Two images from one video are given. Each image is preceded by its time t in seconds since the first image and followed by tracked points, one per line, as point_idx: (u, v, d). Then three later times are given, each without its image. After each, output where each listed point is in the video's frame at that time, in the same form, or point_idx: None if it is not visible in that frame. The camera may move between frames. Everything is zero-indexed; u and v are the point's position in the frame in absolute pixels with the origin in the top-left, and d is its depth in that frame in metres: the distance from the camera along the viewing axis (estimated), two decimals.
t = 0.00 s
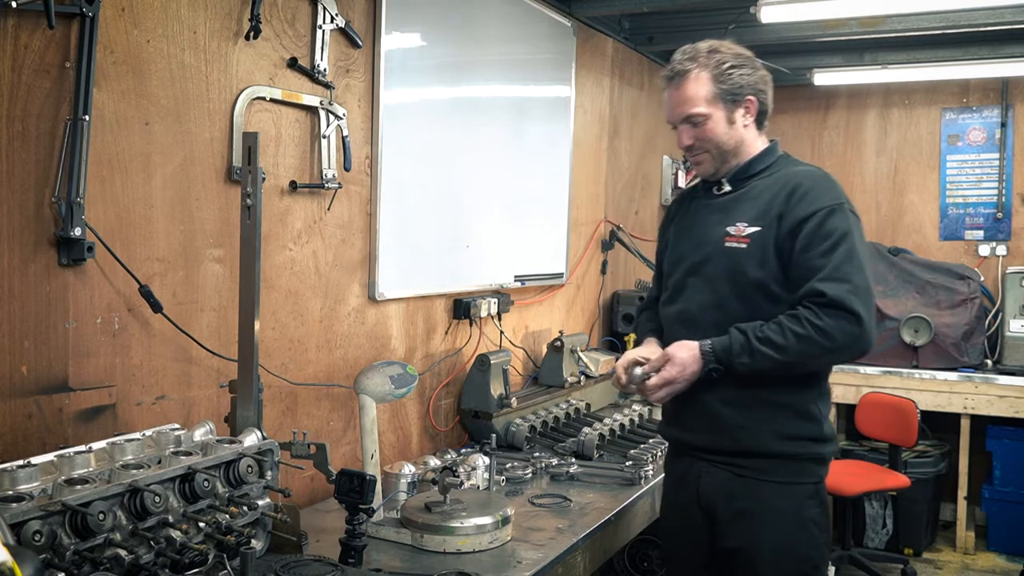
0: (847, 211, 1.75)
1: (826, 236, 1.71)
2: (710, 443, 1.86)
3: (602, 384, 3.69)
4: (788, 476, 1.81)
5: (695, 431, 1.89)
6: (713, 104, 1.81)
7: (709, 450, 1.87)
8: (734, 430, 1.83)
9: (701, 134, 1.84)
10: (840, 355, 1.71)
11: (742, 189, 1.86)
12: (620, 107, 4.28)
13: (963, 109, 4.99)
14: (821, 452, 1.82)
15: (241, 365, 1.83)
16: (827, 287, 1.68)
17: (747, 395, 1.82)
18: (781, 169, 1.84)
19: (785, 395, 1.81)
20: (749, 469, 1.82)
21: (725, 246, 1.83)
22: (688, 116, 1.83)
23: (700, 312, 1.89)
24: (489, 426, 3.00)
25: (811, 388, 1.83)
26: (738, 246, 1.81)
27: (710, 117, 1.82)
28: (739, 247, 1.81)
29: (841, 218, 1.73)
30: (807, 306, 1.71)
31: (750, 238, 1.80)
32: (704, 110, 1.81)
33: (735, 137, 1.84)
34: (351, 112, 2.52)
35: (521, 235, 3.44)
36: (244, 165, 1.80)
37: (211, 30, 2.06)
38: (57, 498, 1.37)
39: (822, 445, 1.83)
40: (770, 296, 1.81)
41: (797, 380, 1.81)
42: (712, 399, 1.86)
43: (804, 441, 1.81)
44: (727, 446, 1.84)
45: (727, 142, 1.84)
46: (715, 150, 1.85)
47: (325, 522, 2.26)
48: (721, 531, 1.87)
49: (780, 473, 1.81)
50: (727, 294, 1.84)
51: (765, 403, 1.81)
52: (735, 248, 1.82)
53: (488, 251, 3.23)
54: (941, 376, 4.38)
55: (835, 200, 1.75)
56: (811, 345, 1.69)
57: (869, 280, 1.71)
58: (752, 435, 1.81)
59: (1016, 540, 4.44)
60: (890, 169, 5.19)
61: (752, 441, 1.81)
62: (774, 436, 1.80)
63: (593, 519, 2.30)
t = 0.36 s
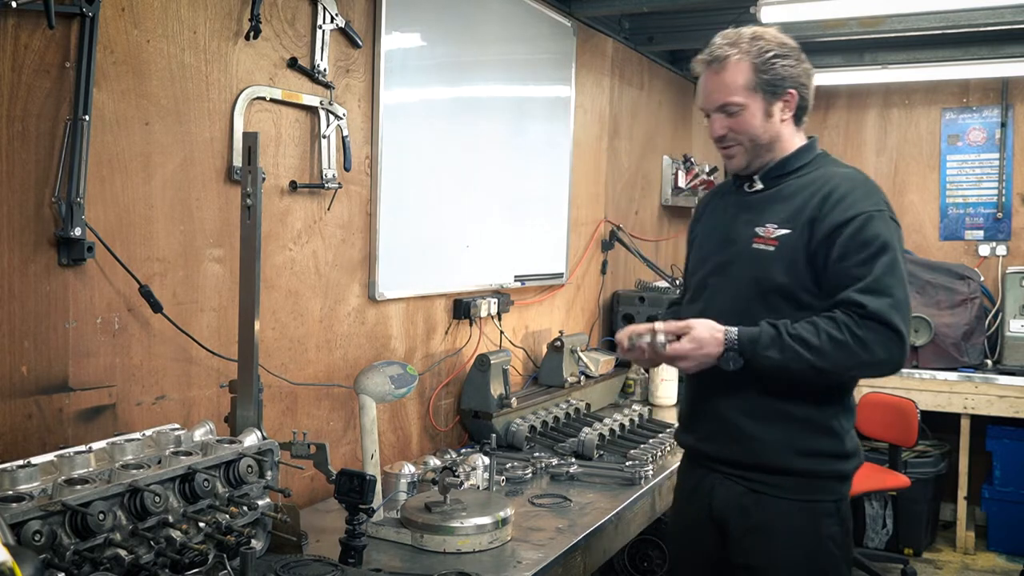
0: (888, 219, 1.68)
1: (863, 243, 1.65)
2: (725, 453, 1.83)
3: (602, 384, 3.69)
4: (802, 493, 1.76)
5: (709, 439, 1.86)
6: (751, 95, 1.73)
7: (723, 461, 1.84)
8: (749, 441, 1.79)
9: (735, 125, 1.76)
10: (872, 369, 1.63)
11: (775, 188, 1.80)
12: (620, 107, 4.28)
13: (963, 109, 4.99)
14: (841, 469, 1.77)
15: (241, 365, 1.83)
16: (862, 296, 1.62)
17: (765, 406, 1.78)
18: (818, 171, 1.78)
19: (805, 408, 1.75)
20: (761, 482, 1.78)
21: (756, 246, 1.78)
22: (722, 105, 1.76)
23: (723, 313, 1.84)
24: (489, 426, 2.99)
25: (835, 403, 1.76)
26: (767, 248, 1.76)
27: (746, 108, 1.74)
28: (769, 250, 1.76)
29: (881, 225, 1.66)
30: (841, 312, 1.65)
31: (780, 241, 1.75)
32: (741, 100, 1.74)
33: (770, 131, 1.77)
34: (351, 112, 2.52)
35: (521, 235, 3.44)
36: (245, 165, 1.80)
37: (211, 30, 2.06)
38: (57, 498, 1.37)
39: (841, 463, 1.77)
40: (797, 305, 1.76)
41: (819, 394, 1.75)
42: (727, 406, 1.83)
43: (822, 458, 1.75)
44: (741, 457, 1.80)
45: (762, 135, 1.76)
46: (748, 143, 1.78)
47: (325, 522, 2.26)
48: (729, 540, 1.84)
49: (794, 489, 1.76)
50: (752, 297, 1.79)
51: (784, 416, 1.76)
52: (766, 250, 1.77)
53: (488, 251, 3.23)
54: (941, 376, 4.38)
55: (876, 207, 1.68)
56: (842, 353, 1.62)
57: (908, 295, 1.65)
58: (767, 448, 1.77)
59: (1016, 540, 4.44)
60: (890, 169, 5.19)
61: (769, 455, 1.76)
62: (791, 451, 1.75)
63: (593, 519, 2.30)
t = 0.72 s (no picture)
0: (917, 226, 1.67)
1: (892, 252, 1.64)
2: (741, 462, 1.83)
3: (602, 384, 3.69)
4: (820, 504, 1.76)
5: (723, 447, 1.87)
6: (778, 89, 1.72)
7: (739, 469, 1.84)
8: (766, 452, 1.78)
9: (762, 120, 1.75)
10: (901, 383, 1.64)
11: (798, 190, 1.80)
12: (620, 107, 4.28)
13: (963, 109, 4.99)
14: (860, 481, 1.77)
15: (241, 365, 1.83)
16: (892, 310, 1.63)
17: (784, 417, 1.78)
18: (843, 174, 1.77)
19: (827, 420, 1.75)
20: (777, 493, 1.78)
21: (777, 252, 1.78)
22: (749, 100, 1.74)
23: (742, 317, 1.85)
24: (489, 426, 2.99)
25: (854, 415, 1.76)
26: (787, 254, 1.77)
27: (773, 103, 1.73)
28: (790, 256, 1.76)
29: (910, 234, 1.65)
30: (871, 325, 1.65)
31: (801, 247, 1.75)
32: (768, 95, 1.73)
33: (797, 126, 1.75)
34: (351, 112, 2.52)
35: (521, 235, 3.44)
36: (245, 165, 1.80)
37: (211, 30, 2.06)
38: (57, 498, 1.37)
39: (861, 475, 1.77)
40: (821, 313, 1.75)
41: (842, 405, 1.75)
42: (745, 416, 1.83)
43: (842, 470, 1.75)
44: (758, 467, 1.80)
45: (789, 131, 1.75)
46: (774, 140, 1.76)
47: (325, 522, 2.26)
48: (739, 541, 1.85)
49: (811, 500, 1.76)
50: (773, 303, 1.80)
51: (804, 428, 1.76)
52: (785, 255, 1.77)
53: (489, 251, 3.23)
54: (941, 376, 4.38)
55: (905, 214, 1.67)
56: (871, 367, 1.63)
57: (941, 306, 1.64)
58: (785, 460, 1.76)
59: (1016, 540, 4.44)
60: (890, 169, 5.19)
61: (786, 467, 1.76)
62: (809, 462, 1.75)
63: (593, 519, 2.30)
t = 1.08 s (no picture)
0: (937, 228, 1.68)
1: (914, 255, 1.64)
2: (754, 466, 1.83)
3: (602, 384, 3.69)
4: (833, 508, 1.77)
5: (733, 449, 1.87)
6: (794, 93, 1.71)
7: (750, 472, 1.84)
8: (780, 456, 1.79)
9: (778, 125, 1.74)
10: (925, 387, 1.64)
11: (814, 191, 1.80)
12: (620, 106, 4.28)
13: (963, 109, 4.99)
14: (875, 485, 1.77)
15: (241, 365, 1.83)
16: (915, 314, 1.63)
17: (799, 420, 1.78)
18: (860, 175, 1.78)
19: (843, 424, 1.75)
20: (790, 496, 1.79)
21: (795, 253, 1.78)
22: (765, 106, 1.73)
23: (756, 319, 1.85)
24: (489, 426, 3.00)
25: (870, 419, 1.76)
26: (805, 256, 1.77)
27: (790, 107, 1.72)
28: (809, 258, 1.76)
29: (931, 236, 1.65)
30: (893, 329, 1.65)
31: (820, 249, 1.75)
32: (784, 100, 1.71)
33: (814, 128, 1.75)
34: (351, 112, 2.52)
35: (522, 235, 3.45)
36: (245, 165, 1.80)
37: (211, 30, 2.06)
38: (57, 498, 1.37)
39: (875, 479, 1.77)
40: (832, 314, 1.76)
41: (856, 408, 1.75)
42: (759, 419, 1.83)
43: (856, 474, 1.76)
44: (771, 471, 1.80)
45: (806, 134, 1.75)
46: (791, 143, 1.76)
47: (325, 522, 2.26)
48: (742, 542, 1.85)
49: (824, 504, 1.77)
50: (789, 304, 1.80)
51: (818, 431, 1.76)
52: (803, 257, 1.77)
53: (489, 251, 3.24)
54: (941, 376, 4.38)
55: (926, 216, 1.68)
56: (894, 372, 1.63)
57: (963, 310, 1.65)
58: (799, 464, 1.77)
59: (1016, 540, 4.44)
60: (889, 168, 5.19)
61: (800, 470, 1.77)
62: (824, 466, 1.75)
63: (593, 519, 2.30)
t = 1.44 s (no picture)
0: (939, 229, 1.68)
1: (916, 256, 1.64)
2: (754, 466, 1.83)
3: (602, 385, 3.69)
4: (834, 508, 1.77)
5: (735, 449, 1.87)
6: (796, 93, 1.71)
7: (751, 472, 1.84)
8: (781, 456, 1.79)
9: (779, 126, 1.74)
10: (927, 389, 1.65)
11: (816, 192, 1.80)
12: (620, 107, 4.28)
13: (963, 109, 4.99)
14: (875, 485, 1.77)
15: (241, 365, 1.83)
16: (917, 316, 1.63)
17: (798, 422, 1.78)
18: (862, 176, 1.77)
19: (844, 425, 1.76)
20: (792, 497, 1.79)
21: (797, 254, 1.78)
22: (766, 107, 1.73)
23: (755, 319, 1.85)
24: (489, 426, 3.00)
25: (870, 420, 1.76)
26: (807, 256, 1.77)
27: (791, 107, 1.72)
28: (811, 259, 1.76)
29: (934, 237, 1.65)
30: (896, 330, 1.65)
31: (822, 250, 1.75)
32: (786, 100, 1.71)
33: (815, 129, 1.75)
34: (351, 112, 2.52)
35: (522, 235, 3.45)
36: (244, 165, 1.80)
37: (211, 30, 2.06)
38: (57, 498, 1.37)
39: (876, 479, 1.78)
40: (833, 314, 1.76)
41: (858, 408, 1.75)
42: (760, 420, 1.83)
43: (857, 474, 1.76)
44: (772, 471, 1.80)
45: (807, 134, 1.75)
46: (793, 144, 1.76)
47: (325, 522, 2.26)
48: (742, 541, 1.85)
49: (825, 504, 1.77)
50: (790, 305, 1.80)
51: (819, 432, 1.76)
52: (805, 258, 1.77)
53: (489, 251, 3.24)
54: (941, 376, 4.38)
55: (929, 217, 1.68)
56: (897, 374, 1.63)
57: (966, 311, 1.65)
58: (801, 464, 1.77)
59: (1016, 540, 4.44)
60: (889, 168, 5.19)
61: (801, 471, 1.77)
62: (825, 467, 1.75)
63: (593, 519, 2.30)
